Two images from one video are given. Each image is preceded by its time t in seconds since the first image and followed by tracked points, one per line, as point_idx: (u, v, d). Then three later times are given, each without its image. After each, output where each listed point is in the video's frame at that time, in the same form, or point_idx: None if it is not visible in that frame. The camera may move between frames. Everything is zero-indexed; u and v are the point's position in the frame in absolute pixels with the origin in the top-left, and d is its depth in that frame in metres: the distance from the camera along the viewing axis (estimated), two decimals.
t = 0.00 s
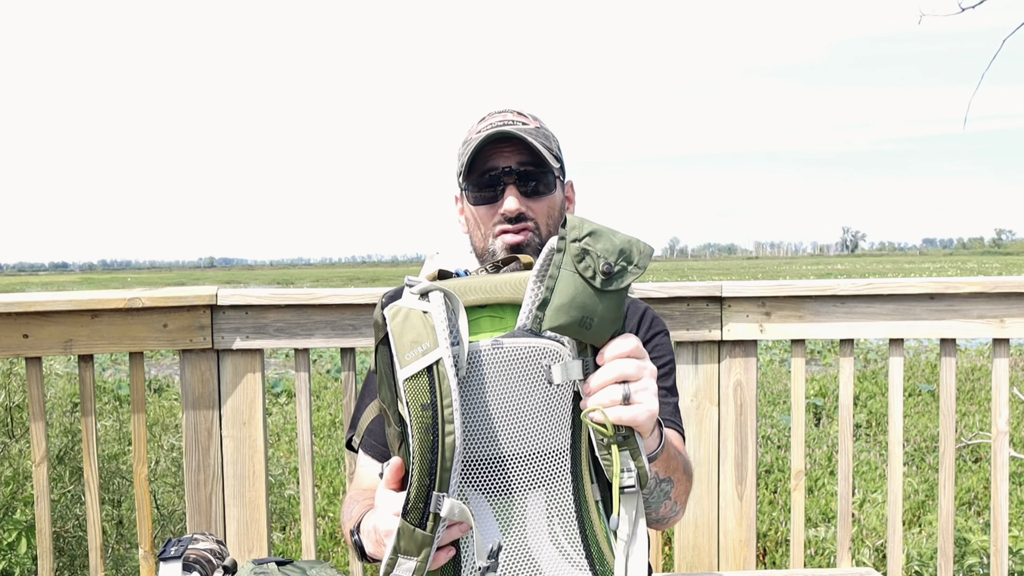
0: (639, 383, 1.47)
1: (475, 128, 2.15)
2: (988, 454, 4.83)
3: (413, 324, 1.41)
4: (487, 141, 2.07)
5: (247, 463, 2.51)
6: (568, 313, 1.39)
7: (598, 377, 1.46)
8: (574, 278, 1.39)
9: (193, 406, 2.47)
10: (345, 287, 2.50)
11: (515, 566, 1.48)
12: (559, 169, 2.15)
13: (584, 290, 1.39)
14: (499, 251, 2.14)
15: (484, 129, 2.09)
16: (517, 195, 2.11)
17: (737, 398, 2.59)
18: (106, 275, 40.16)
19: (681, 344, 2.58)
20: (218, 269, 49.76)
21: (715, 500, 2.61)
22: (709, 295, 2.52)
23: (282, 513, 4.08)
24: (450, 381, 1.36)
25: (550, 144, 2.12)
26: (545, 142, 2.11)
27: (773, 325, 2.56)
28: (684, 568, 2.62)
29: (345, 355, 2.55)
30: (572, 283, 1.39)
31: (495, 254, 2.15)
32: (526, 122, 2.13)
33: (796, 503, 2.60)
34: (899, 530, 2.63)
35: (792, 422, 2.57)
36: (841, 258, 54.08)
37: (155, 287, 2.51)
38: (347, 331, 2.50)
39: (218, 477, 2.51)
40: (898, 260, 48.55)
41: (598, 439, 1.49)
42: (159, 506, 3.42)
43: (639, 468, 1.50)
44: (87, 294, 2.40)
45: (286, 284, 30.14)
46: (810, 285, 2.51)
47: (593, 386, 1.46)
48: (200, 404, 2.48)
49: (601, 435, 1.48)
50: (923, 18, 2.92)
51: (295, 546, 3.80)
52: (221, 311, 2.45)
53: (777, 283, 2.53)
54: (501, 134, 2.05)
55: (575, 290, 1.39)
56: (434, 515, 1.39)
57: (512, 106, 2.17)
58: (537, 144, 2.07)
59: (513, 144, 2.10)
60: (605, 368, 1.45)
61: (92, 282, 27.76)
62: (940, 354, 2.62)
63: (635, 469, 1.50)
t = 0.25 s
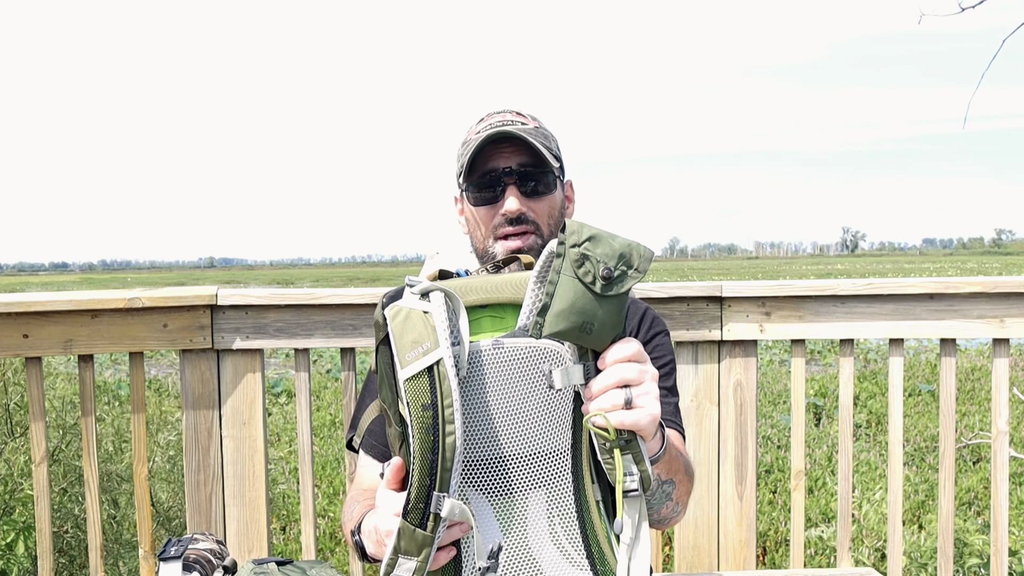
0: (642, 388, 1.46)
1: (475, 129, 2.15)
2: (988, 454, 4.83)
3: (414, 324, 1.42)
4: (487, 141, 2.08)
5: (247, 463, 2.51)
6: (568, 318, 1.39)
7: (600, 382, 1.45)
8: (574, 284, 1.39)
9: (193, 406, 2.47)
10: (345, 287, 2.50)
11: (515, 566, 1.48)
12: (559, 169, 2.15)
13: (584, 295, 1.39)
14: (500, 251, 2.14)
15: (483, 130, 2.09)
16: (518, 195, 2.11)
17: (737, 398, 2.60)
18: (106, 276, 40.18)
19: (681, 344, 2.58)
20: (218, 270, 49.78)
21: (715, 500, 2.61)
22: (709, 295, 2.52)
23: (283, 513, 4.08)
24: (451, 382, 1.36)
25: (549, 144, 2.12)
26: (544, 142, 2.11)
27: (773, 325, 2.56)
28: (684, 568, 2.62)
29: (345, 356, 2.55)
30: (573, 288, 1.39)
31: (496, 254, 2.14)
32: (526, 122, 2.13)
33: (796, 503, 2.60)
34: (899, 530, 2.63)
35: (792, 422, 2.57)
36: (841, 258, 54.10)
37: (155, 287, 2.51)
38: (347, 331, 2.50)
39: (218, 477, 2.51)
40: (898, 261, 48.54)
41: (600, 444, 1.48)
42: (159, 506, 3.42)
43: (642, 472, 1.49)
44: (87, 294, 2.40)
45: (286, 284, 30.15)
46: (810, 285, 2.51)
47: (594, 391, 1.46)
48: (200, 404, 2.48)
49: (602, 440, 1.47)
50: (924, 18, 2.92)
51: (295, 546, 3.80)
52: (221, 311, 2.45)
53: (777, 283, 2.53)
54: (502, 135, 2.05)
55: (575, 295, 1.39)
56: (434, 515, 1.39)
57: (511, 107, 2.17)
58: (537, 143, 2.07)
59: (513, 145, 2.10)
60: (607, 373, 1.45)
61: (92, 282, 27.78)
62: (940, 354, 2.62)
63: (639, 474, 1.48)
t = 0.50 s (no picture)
0: (643, 404, 1.42)
1: (474, 129, 2.15)
2: (988, 454, 4.83)
3: (412, 324, 1.41)
4: (490, 142, 2.07)
5: (247, 463, 2.51)
6: (565, 335, 1.39)
7: (599, 388, 1.40)
8: (568, 299, 1.38)
9: (193, 406, 2.47)
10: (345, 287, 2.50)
11: (514, 565, 1.48)
12: (559, 168, 2.16)
13: (578, 310, 1.38)
14: (507, 251, 2.12)
15: (485, 130, 2.08)
16: (523, 194, 2.10)
17: (737, 398, 2.60)
18: (106, 276, 40.18)
19: (681, 344, 2.58)
20: (218, 270, 49.78)
21: (715, 500, 2.62)
22: (709, 295, 2.52)
23: (284, 513, 4.09)
24: (448, 380, 1.37)
25: (550, 142, 2.13)
26: (545, 140, 2.11)
27: (773, 325, 2.56)
28: (684, 568, 2.62)
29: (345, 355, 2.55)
30: (566, 304, 1.39)
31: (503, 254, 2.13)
32: (525, 121, 2.13)
33: (796, 503, 2.60)
34: (899, 530, 2.63)
35: (792, 422, 2.57)
36: (841, 258, 54.11)
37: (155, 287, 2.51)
38: (347, 331, 2.50)
39: (218, 477, 2.51)
40: (898, 261, 48.55)
41: (597, 471, 1.41)
42: (160, 506, 3.42)
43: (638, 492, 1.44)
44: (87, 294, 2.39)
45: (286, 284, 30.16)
46: (810, 285, 2.51)
47: (591, 395, 1.40)
48: (201, 404, 2.48)
49: (601, 466, 1.41)
50: (924, 18, 2.92)
51: (296, 545, 3.80)
52: (221, 311, 2.45)
53: (777, 283, 2.53)
54: (505, 135, 2.05)
55: (568, 310, 1.38)
56: (433, 515, 1.39)
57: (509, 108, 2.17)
58: (540, 142, 2.08)
59: (515, 144, 2.09)
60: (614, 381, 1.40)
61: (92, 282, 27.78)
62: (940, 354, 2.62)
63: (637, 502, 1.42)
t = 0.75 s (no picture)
0: (642, 411, 1.36)
1: (472, 131, 2.15)
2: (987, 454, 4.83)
3: (411, 325, 1.42)
4: (491, 142, 2.07)
5: (247, 463, 2.51)
6: (543, 401, 1.32)
7: (598, 392, 1.31)
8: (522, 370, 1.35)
9: (193, 406, 2.47)
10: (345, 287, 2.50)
11: (514, 566, 1.47)
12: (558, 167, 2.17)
13: (537, 373, 1.34)
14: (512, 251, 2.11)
15: (484, 131, 2.07)
16: (526, 195, 2.09)
17: (737, 398, 2.59)
18: (106, 276, 40.17)
19: (681, 344, 2.58)
20: (218, 270, 49.77)
21: (715, 500, 2.61)
22: (709, 295, 2.52)
23: (284, 513, 4.08)
24: (447, 383, 1.38)
25: (548, 141, 2.14)
26: (544, 139, 2.12)
27: (773, 325, 2.56)
28: (684, 567, 2.62)
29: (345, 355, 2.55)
30: (526, 379, 1.35)
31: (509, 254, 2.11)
32: (522, 121, 2.13)
33: (796, 503, 2.60)
34: (899, 530, 2.63)
35: (792, 422, 2.57)
36: (841, 258, 54.13)
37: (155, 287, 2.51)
38: (347, 331, 2.50)
39: (218, 477, 2.51)
40: (898, 261, 48.55)
41: (552, 536, 1.45)
42: (160, 505, 3.42)
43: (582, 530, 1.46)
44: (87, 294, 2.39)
45: (286, 284, 30.15)
46: (810, 285, 2.51)
47: (590, 398, 1.31)
48: (201, 404, 2.48)
49: (557, 531, 1.44)
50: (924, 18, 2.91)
51: (296, 545, 3.80)
52: (221, 311, 2.45)
53: (777, 283, 2.53)
54: (506, 135, 2.05)
55: (528, 380, 1.34)
56: (433, 515, 1.40)
57: (503, 110, 2.17)
58: (540, 141, 2.08)
59: (515, 145, 2.09)
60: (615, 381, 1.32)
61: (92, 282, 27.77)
62: (940, 354, 2.62)
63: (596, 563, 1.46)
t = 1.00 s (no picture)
0: (654, 392, 1.34)
1: (469, 132, 2.15)
2: (987, 454, 4.83)
3: (411, 325, 1.41)
4: (486, 144, 2.07)
5: (247, 463, 2.51)
6: (573, 356, 1.29)
7: (623, 364, 1.30)
8: (569, 319, 1.29)
9: (193, 406, 2.47)
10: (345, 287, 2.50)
11: (514, 567, 1.48)
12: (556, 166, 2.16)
13: (581, 329, 1.29)
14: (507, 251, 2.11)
15: (480, 132, 2.08)
16: (521, 195, 2.09)
17: (737, 398, 2.60)
18: (106, 276, 40.18)
19: (681, 344, 2.58)
20: (218, 270, 49.79)
21: (715, 500, 2.61)
22: (709, 295, 2.52)
23: (284, 513, 4.09)
24: (447, 384, 1.37)
25: (545, 141, 2.13)
26: (540, 139, 2.11)
27: (773, 325, 2.56)
28: (684, 568, 2.62)
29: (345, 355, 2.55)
30: (570, 327, 1.29)
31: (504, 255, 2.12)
32: (519, 121, 2.13)
33: (796, 503, 2.60)
34: (899, 530, 2.63)
35: (792, 422, 2.57)
36: (841, 258, 54.13)
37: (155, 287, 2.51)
38: (347, 331, 2.50)
39: (218, 477, 2.51)
40: (898, 260, 48.54)
41: (548, 498, 1.41)
42: (160, 505, 3.42)
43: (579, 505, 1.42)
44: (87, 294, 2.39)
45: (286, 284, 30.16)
46: (810, 285, 2.51)
47: (614, 369, 1.30)
48: (200, 404, 2.48)
49: (553, 494, 1.40)
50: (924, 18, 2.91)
51: (296, 545, 3.81)
52: (221, 311, 2.45)
53: (778, 283, 2.53)
54: (501, 136, 2.05)
55: (571, 328, 1.29)
56: (432, 517, 1.40)
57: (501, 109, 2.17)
58: (536, 141, 2.08)
59: (511, 145, 2.09)
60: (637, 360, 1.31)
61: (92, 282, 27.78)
62: (941, 354, 2.62)
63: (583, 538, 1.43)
